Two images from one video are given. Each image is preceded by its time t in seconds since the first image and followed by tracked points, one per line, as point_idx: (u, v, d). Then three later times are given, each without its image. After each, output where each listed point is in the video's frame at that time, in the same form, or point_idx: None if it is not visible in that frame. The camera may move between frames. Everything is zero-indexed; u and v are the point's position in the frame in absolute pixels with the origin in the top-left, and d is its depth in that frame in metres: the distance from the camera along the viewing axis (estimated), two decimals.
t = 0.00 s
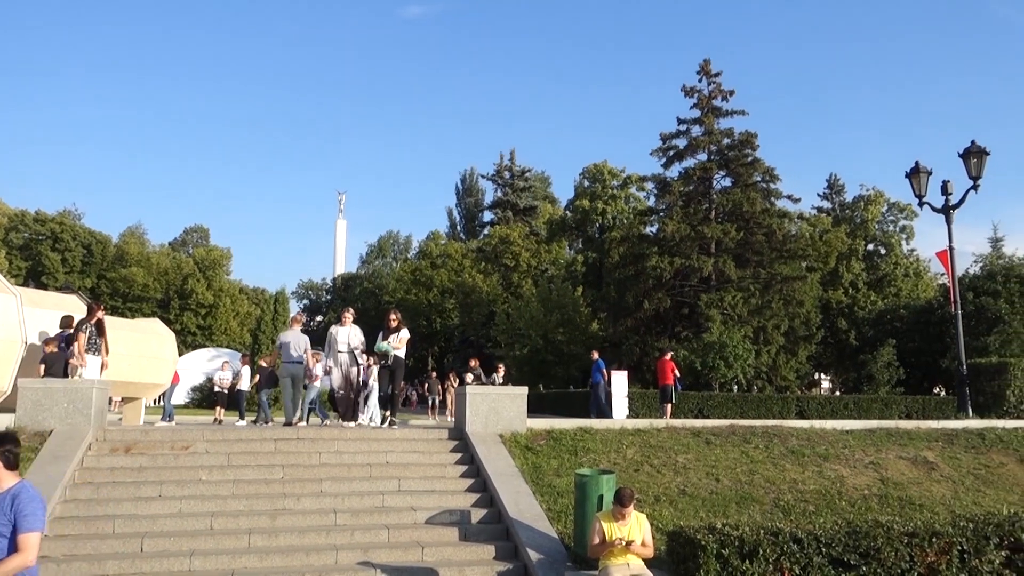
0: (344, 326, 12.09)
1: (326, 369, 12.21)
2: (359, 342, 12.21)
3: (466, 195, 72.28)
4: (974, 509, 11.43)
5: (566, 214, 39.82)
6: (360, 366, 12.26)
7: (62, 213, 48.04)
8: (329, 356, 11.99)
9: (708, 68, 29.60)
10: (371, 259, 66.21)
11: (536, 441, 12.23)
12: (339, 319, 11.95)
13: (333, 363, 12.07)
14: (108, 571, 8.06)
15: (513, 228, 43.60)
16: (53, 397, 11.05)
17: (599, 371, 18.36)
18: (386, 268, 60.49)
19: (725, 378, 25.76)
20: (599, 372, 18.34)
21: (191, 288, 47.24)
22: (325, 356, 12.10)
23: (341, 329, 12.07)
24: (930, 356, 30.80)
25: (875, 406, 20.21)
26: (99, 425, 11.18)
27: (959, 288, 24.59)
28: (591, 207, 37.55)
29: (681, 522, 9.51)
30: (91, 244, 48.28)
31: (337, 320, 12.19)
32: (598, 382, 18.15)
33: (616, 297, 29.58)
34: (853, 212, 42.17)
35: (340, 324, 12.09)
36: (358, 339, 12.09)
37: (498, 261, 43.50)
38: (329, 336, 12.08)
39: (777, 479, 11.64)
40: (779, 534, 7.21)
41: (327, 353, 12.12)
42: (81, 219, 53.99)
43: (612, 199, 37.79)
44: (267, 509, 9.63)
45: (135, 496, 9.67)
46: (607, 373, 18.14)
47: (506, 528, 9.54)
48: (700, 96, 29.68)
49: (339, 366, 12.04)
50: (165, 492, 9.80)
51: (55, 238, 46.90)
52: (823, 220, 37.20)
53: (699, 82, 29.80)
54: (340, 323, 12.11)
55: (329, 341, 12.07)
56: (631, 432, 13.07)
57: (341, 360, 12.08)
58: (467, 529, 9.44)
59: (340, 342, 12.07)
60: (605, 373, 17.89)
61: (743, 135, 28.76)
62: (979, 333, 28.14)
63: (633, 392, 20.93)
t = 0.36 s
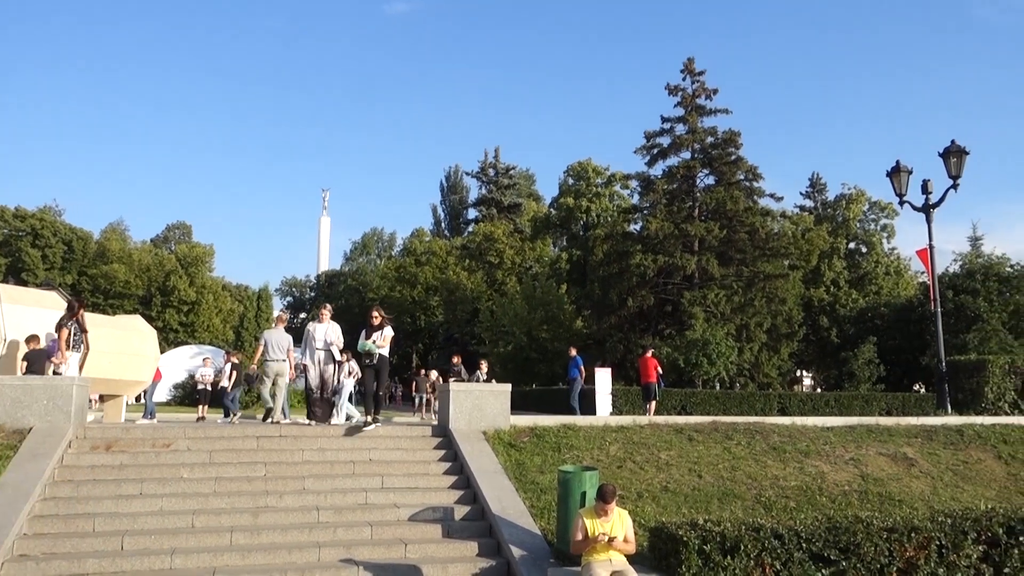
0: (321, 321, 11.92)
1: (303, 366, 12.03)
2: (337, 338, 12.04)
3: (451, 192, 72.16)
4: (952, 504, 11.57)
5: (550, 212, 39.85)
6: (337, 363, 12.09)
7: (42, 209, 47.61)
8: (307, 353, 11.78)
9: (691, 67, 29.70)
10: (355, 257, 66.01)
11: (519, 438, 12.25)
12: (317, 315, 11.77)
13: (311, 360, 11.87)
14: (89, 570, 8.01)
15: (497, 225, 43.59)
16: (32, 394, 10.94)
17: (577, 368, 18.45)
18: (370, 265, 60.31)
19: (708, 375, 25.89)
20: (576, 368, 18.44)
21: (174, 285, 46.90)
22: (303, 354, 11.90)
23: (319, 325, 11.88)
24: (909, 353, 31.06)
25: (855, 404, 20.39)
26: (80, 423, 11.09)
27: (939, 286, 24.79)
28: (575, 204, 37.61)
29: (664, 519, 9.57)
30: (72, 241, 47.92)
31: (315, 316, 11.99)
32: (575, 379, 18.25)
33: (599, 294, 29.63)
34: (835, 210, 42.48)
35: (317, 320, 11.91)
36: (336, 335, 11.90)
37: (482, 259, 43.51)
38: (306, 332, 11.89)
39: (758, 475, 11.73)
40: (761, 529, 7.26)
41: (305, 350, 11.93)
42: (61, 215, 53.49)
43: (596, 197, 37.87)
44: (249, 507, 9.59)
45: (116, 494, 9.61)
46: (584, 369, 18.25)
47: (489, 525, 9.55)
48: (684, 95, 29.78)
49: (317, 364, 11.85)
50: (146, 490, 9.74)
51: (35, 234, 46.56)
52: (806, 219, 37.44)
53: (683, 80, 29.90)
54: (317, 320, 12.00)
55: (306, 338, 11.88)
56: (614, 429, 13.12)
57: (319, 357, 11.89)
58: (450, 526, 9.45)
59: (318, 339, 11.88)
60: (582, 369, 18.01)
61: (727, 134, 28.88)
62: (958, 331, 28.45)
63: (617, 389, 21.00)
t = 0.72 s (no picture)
0: (301, 315, 11.13)
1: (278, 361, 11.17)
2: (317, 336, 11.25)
3: (434, 185, 71.98)
4: (930, 498, 11.70)
5: (534, 206, 39.83)
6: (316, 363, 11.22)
7: (20, 200, 47.05)
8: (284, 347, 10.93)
9: (675, 62, 29.76)
10: (337, 250, 65.71)
11: (501, 432, 12.24)
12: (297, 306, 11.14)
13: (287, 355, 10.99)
14: (66, 565, 7.93)
15: (481, 219, 43.54)
16: (9, 387, 10.79)
17: (554, 362, 18.47)
18: (353, 259, 60.08)
19: (690, 370, 26.01)
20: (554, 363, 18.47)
21: (154, 278, 46.47)
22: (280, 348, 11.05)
23: (299, 318, 11.07)
24: (889, 348, 31.34)
25: (836, 398, 20.56)
26: (57, 417, 10.96)
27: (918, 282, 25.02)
28: (559, 199, 37.62)
29: (646, 512, 9.61)
30: (51, 232, 47.39)
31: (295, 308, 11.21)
32: (553, 373, 18.30)
33: (582, 289, 29.64)
34: (817, 206, 42.74)
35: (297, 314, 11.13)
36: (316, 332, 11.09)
37: (466, 253, 43.44)
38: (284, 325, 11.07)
39: (740, 469, 11.79)
40: (741, 523, 7.29)
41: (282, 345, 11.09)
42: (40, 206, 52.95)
43: (580, 191, 37.90)
44: (229, 501, 9.53)
45: (94, 488, 9.51)
46: (561, 364, 18.29)
47: (471, 519, 9.53)
48: (668, 90, 29.84)
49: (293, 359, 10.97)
50: (125, 484, 9.65)
51: (14, 225, 46.02)
52: (788, 214, 37.65)
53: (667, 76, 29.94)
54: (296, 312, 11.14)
55: (284, 331, 11.04)
56: (597, 423, 13.13)
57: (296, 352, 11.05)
58: (432, 520, 9.43)
59: (297, 333, 11.03)
60: (559, 363, 18.05)
61: (711, 129, 28.98)
62: (937, 326, 28.76)
63: (600, 383, 21.03)
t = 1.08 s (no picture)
0: (283, 313, 11.22)
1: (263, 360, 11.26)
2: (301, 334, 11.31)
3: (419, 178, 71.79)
4: (909, 489, 11.82)
5: (518, 199, 39.79)
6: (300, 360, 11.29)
7: None
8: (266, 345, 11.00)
9: (659, 55, 29.79)
10: (321, 242, 65.41)
11: (484, 425, 12.25)
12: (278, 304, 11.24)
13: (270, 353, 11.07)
14: (45, 557, 7.87)
15: (465, 212, 43.49)
16: None
17: (532, 355, 18.54)
18: (336, 251, 59.84)
19: (673, 363, 26.10)
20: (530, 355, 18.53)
21: (135, 269, 46.02)
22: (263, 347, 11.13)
23: (280, 316, 11.17)
24: (870, 341, 31.59)
25: (816, 391, 20.72)
26: (36, 409, 10.85)
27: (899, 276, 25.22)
28: (543, 191, 37.60)
29: (627, 504, 9.65)
30: (30, 223, 46.84)
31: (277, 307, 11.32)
32: (530, 365, 18.36)
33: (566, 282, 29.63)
34: (799, 200, 42.98)
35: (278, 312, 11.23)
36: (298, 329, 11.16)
37: (449, 245, 43.37)
38: (266, 323, 11.16)
39: (721, 461, 11.86)
40: (722, 514, 7.34)
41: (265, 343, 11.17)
42: (18, 197, 52.35)
43: (564, 184, 37.90)
44: (211, 494, 9.48)
45: (73, 481, 9.44)
46: (539, 356, 18.35)
47: (454, 511, 9.54)
48: (652, 83, 29.87)
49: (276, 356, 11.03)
50: (105, 477, 9.58)
51: None
52: (771, 208, 37.82)
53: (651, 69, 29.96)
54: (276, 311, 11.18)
55: (266, 330, 11.13)
56: (580, 416, 13.17)
57: (280, 350, 11.12)
58: (415, 512, 9.42)
59: (279, 331, 11.12)
60: (537, 356, 18.09)
61: (695, 123, 29.04)
62: (918, 320, 29.05)
63: (583, 376, 21.07)
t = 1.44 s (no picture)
0: (263, 310, 11.00)
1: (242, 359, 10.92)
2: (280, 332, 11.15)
3: (402, 168, 71.50)
4: (888, 478, 11.95)
5: (502, 190, 39.75)
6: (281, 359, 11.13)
7: None
8: (251, 344, 10.71)
9: (644, 47, 29.79)
10: (303, 233, 65.07)
11: (468, 416, 12.25)
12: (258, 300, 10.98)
13: (252, 351, 10.76)
14: (23, 550, 7.79)
15: (449, 203, 43.41)
16: None
17: (511, 346, 18.57)
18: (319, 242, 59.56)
19: (656, 354, 26.21)
20: (510, 346, 18.54)
21: (115, 260, 45.51)
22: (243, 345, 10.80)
23: (261, 313, 10.96)
24: (851, 333, 31.84)
25: (798, 382, 20.89)
26: (15, 401, 10.66)
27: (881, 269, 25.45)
28: (527, 182, 37.56)
29: (610, 495, 9.68)
30: (8, 213, 46.19)
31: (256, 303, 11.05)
32: (510, 356, 18.37)
33: (550, 273, 29.64)
34: (782, 192, 43.21)
35: (258, 309, 10.99)
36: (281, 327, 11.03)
37: (433, 236, 43.28)
38: (247, 320, 10.87)
39: (703, 452, 11.93)
40: (704, 504, 7.38)
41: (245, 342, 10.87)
42: None
43: (548, 175, 37.87)
44: (192, 485, 9.43)
45: (51, 472, 9.35)
46: (519, 347, 18.36)
47: (436, 502, 9.54)
48: (637, 75, 29.87)
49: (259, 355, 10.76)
50: (84, 469, 9.50)
51: None
52: (754, 200, 38.01)
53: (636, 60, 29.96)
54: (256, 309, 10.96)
55: (248, 327, 10.83)
56: (563, 407, 13.20)
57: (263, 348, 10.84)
58: (398, 503, 9.41)
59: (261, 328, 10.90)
60: (516, 347, 18.09)
61: (679, 114, 29.08)
62: (898, 312, 29.33)
63: (567, 367, 21.09)
